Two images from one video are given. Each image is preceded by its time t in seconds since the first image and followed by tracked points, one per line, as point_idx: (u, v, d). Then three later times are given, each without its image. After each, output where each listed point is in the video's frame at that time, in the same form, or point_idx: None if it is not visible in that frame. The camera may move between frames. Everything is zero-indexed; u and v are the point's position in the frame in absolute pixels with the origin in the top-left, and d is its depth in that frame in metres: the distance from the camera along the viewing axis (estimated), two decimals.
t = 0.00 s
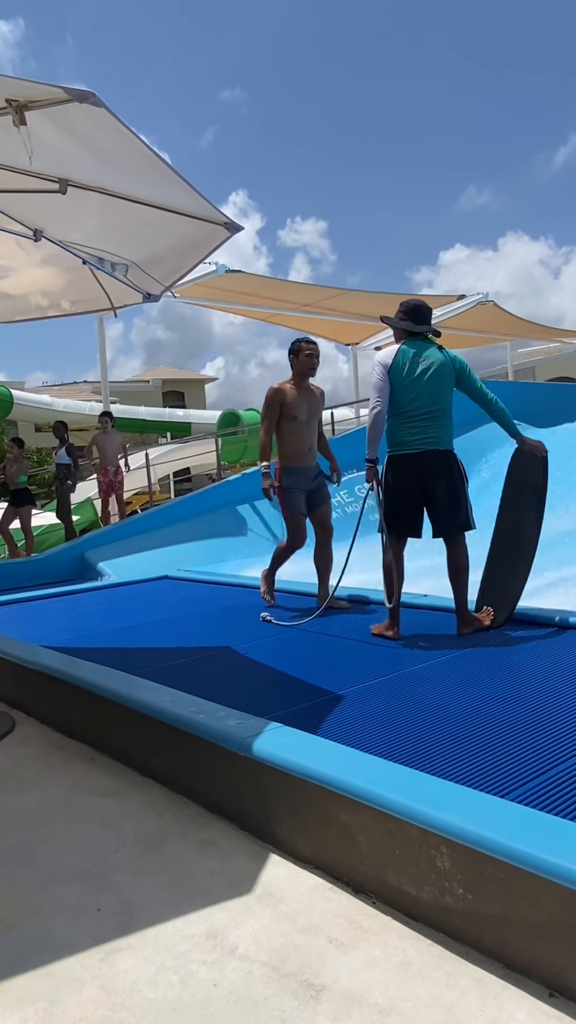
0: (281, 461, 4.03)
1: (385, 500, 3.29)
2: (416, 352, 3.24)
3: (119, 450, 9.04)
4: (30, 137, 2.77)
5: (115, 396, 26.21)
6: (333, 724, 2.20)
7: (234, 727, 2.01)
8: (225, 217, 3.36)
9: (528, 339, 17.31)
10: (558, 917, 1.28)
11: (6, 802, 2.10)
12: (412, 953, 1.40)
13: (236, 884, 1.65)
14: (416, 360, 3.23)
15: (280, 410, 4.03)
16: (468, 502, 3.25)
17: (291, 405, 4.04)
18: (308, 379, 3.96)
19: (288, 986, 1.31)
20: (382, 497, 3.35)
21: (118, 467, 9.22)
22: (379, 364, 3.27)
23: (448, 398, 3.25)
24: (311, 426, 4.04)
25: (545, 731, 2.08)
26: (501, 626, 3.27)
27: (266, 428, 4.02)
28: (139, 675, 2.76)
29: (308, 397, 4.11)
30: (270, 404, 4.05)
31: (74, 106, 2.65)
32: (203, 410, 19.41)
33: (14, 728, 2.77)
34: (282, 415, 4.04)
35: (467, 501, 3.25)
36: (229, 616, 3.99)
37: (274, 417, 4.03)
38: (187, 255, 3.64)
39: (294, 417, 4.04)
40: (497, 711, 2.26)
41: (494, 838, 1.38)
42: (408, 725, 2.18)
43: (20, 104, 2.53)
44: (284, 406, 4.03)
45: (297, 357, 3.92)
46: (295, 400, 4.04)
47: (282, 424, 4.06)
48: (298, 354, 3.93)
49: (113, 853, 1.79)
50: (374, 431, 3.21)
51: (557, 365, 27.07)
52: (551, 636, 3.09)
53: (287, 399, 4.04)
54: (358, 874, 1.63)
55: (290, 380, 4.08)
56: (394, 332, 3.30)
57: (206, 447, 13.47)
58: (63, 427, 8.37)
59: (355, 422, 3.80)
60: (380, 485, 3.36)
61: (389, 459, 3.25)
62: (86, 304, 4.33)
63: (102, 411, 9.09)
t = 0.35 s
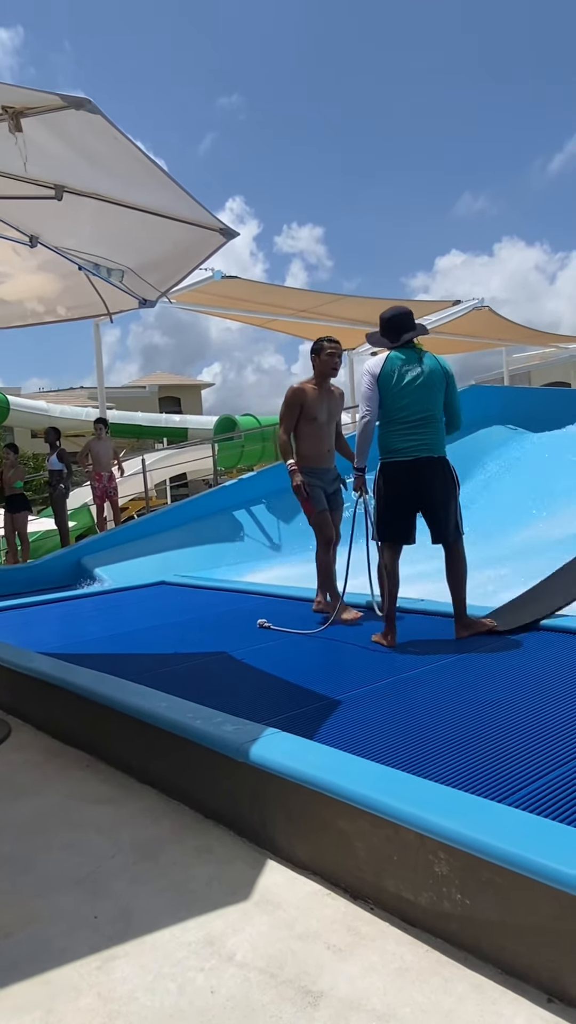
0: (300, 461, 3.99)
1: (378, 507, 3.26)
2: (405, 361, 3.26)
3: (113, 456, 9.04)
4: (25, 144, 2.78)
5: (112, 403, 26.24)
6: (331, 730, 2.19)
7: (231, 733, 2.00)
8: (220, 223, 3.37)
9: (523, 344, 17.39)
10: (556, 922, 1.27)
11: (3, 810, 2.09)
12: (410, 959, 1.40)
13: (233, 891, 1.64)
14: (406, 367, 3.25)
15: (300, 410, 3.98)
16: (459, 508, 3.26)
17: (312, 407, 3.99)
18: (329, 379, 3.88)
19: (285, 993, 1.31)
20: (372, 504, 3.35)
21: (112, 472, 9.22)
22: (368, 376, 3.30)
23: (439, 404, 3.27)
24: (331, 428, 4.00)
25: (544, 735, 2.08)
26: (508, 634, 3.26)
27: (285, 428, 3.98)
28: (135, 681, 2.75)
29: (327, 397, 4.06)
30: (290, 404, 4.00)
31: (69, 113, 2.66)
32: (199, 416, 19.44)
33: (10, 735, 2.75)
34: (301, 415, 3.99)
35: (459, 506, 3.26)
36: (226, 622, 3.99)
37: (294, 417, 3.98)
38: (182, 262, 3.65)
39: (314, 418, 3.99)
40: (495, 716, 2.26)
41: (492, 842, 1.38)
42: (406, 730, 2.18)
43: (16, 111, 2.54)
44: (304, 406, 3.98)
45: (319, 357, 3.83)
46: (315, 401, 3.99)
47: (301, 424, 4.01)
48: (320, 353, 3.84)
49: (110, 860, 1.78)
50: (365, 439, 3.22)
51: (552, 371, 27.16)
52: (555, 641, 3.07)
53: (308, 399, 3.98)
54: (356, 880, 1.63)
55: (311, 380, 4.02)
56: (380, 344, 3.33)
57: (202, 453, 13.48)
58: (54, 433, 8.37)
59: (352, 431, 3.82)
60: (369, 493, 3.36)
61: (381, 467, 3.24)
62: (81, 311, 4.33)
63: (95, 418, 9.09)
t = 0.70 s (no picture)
0: (307, 465, 3.94)
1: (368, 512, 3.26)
2: (396, 366, 3.28)
3: (106, 461, 9.03)
4: (19, 150, 2.78)
5: (106, 408, 26.24)
6: (326, 735, 2.19)
7: (226, 739, 2.00)
8: (214, 228, 3.38)
9: (517, 349, 17.45)
10: (551, 926, 1.27)
11: None
12: (406, 964, 1.40)
13: (228, 897, 1.63)
14: (399, 372, 3.27)
15: (310, 413, 3.90)
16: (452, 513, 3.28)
17: (321, 410, 3.92)
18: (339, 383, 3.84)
19: (281, 999, 1.30)
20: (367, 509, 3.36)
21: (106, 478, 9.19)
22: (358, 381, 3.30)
23: (432, 410, 3.29)
24: (338, 434, 3.95)
25: (540, 739, 2.08)
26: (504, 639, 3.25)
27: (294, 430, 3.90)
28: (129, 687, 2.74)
29: (336, 401, 4.00)
30: (300, 405, 3.91)
31: (63, 119, 2.67)
32: (194, 422, 19.44)
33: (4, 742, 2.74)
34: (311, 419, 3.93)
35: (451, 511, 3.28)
36: (221, 627, 3.98)
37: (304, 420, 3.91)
38: (177, 267, 3.66)
39: (323, 422, 3.93)
40: (491, 720, 2.26)
41: (488, 847, 1.38)
42: (401, 735, 2.17)
43: (10, 118, 2.54)
44: (314, 410, 3.90)
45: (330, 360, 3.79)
46: (325, 404, 3.93)
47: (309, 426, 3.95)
48: (331, 357, 3.80)
49: (104, 867, 1.78)
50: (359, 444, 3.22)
51: (545, 375, 27.23)
52: (554, 645, 3.06)
53: (318, 402, 3.91)
54: (352, 885, 1.62)
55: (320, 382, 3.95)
56: (369, 350, 3.33)
57: (197, 458, 13.48)
58: (46, 439, 8.36)
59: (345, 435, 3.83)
60: (365, 499, 3.38)
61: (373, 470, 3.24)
62: (76, 316, 4.34)
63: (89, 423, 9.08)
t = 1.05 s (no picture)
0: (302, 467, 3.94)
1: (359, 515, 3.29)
2: (389, 371, 3.29)
3: (96, 466, 9.01)
4: (8, 155, 2.78)
5: (96, 413, 26.18)
6: (317, 740, 2.18)
7: (217, 745, 1.99)
8: (204, 234, 3.39)
9: (506, 354, 17.54)
10: (542, 930, 1.28)
11: None
12: (399, 970, 1.40)
13: (220, 904, 1.63)
14: (392, 378, 3.28)
15: (306, 415, 3.91)
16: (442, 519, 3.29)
17: (317, 413, 3.93)
18: (337, 384, 3.85)
19: (274, 1006, 1.30)
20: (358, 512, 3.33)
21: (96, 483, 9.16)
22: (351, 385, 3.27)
23: (423, 415, 3.31)
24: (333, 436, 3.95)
25: (532, 744, 2.08)
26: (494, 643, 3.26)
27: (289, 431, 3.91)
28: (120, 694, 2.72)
29: (333, 403, 4.00)
30: (296, 406, 3.91)
31: (52, 125, 2.66)
32: (184, 427, 19.41)
33: None
34: (307, 421, 3.92)
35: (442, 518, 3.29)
36: (212, 633, 3.97)
37: (299, 422, 3.91)
38: (167, 272, 3.65)
39: (318, 424, 3.93)
40: (482, 724, 2.26)
41: (481, 852, 1.38)
42: (393, 740, 2.17)
43: None
44: (310, 412, 3.91)
45: (328, 362, 3.81)
46: (321, 407, 3.94)
47: (305, 428, 3.95)
48: (329, 359, 3.82)
49: (95, 875, 1.77)
50: (351, 447, 3.21)
51: (535, 380, 27.40)
52: (546, 649, 3.07)
53: (314, 404, 3.92)
54: (344, 891, 1.62)
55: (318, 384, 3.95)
56: (361, 354, 3.34)
57: (187, 463, 13.46)
58: (35, 444, 8.33)
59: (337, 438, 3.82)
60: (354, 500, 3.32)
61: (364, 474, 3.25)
62: (65, 321, 4.32)
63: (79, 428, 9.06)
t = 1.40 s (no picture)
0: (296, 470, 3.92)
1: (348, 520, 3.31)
2: (380, 376, 3.29)
3: (85, 472, 8.99)
4: None
5: (85, 418, 26.12)
6: (307, 745, 2.18)
7: (207, 750, 1.99)
8: (193, 240, 3.39)
9: (494, 359, 17.65)
10: (532, 933, 1.28)
11: None
12: (389, 974, 1.39)
13: (210, 911, 1.62)
14: (382, 383, 3.28)
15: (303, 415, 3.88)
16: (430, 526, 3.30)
17: (312, 415, 3.91)
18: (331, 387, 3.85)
19: (264, 1013, 1.29)
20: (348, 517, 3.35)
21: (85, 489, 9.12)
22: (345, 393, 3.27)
23: (413, 421, 3.32)
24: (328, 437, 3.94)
25: (520, 747, 2.09)
26: (482, 647, 3.27)
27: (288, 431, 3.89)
28: (108, 700, 2.71)
29: (323, 406, 4.00)
30: (292, 408, 3.89)
31: (41, 131, 2.66)
32: (174, 432, 19.39)
33: None
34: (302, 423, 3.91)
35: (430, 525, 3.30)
36: (202, 638, 3.96)
37: (295, 423, 3.89)
38: (156, 278, 3.66)
39: (313, 426, 3.93)
40: (472, 728, 2.27)
41: (470, 855, 1.38)
42: (383, 744, 2.17)
43: None
44: (308, 413, 3.88)
45: (323, 365, 3.80)
46: (316, 408, 3.92)
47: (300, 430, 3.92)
48: (326, 361, 3.80)
49: (84, 882, 1.75)
50: (342, 450, 3.21)
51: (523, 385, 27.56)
52: (535, 652, 3.08)
53: (310, 406, 3.89)
54: (334, 896, 1.62)
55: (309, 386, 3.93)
56: (355, 360, 3.34)
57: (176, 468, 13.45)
58: (21, 451, 8.28)
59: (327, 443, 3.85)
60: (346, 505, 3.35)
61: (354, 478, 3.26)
62: (54, 326, 4.32)
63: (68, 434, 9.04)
